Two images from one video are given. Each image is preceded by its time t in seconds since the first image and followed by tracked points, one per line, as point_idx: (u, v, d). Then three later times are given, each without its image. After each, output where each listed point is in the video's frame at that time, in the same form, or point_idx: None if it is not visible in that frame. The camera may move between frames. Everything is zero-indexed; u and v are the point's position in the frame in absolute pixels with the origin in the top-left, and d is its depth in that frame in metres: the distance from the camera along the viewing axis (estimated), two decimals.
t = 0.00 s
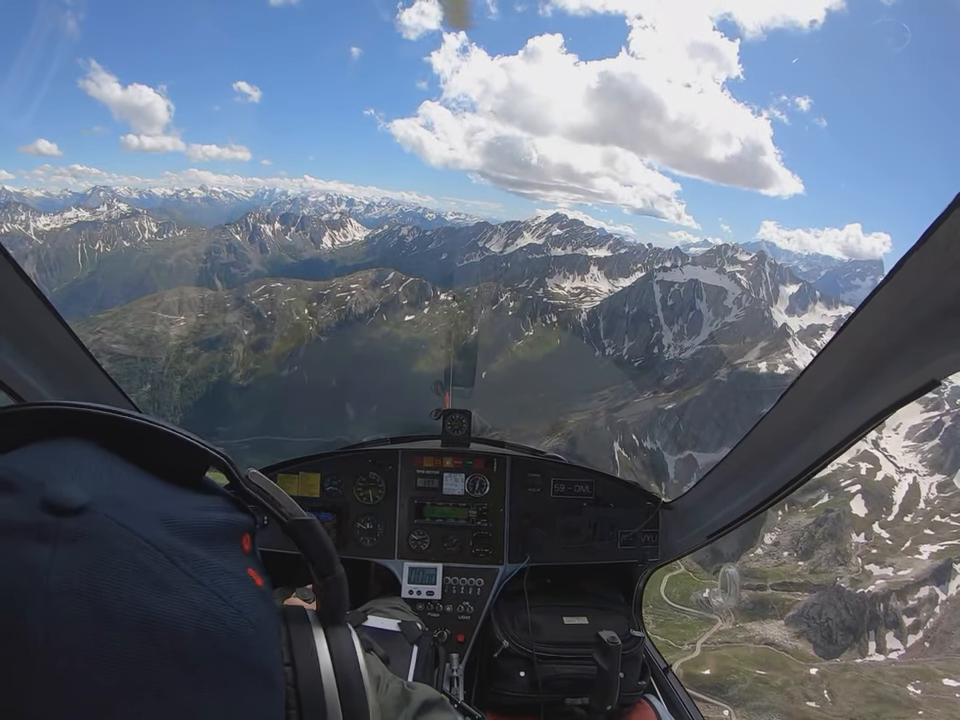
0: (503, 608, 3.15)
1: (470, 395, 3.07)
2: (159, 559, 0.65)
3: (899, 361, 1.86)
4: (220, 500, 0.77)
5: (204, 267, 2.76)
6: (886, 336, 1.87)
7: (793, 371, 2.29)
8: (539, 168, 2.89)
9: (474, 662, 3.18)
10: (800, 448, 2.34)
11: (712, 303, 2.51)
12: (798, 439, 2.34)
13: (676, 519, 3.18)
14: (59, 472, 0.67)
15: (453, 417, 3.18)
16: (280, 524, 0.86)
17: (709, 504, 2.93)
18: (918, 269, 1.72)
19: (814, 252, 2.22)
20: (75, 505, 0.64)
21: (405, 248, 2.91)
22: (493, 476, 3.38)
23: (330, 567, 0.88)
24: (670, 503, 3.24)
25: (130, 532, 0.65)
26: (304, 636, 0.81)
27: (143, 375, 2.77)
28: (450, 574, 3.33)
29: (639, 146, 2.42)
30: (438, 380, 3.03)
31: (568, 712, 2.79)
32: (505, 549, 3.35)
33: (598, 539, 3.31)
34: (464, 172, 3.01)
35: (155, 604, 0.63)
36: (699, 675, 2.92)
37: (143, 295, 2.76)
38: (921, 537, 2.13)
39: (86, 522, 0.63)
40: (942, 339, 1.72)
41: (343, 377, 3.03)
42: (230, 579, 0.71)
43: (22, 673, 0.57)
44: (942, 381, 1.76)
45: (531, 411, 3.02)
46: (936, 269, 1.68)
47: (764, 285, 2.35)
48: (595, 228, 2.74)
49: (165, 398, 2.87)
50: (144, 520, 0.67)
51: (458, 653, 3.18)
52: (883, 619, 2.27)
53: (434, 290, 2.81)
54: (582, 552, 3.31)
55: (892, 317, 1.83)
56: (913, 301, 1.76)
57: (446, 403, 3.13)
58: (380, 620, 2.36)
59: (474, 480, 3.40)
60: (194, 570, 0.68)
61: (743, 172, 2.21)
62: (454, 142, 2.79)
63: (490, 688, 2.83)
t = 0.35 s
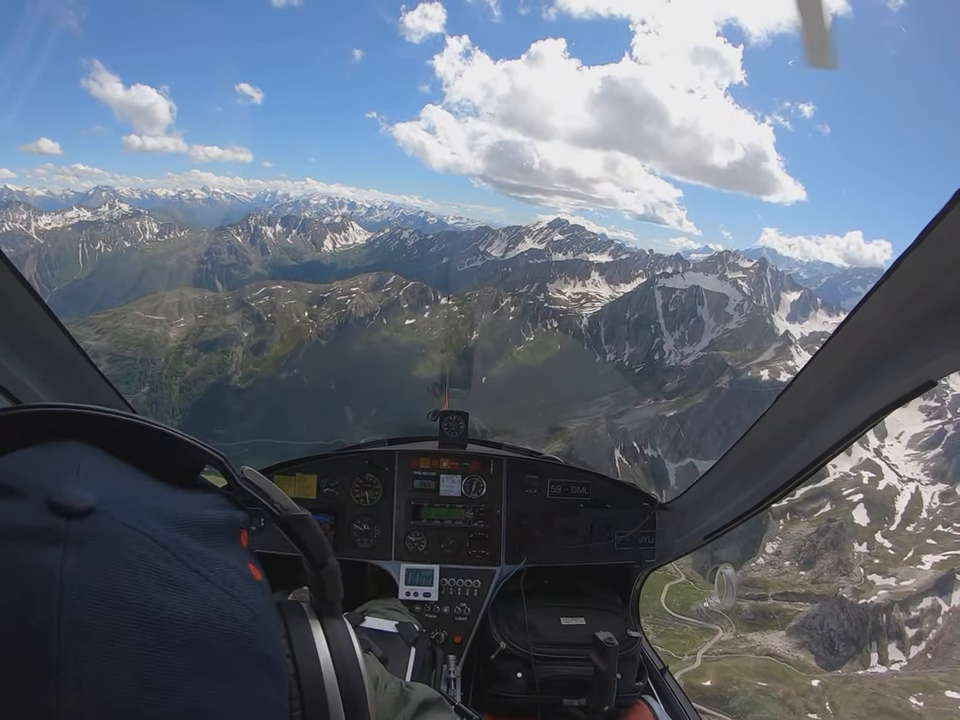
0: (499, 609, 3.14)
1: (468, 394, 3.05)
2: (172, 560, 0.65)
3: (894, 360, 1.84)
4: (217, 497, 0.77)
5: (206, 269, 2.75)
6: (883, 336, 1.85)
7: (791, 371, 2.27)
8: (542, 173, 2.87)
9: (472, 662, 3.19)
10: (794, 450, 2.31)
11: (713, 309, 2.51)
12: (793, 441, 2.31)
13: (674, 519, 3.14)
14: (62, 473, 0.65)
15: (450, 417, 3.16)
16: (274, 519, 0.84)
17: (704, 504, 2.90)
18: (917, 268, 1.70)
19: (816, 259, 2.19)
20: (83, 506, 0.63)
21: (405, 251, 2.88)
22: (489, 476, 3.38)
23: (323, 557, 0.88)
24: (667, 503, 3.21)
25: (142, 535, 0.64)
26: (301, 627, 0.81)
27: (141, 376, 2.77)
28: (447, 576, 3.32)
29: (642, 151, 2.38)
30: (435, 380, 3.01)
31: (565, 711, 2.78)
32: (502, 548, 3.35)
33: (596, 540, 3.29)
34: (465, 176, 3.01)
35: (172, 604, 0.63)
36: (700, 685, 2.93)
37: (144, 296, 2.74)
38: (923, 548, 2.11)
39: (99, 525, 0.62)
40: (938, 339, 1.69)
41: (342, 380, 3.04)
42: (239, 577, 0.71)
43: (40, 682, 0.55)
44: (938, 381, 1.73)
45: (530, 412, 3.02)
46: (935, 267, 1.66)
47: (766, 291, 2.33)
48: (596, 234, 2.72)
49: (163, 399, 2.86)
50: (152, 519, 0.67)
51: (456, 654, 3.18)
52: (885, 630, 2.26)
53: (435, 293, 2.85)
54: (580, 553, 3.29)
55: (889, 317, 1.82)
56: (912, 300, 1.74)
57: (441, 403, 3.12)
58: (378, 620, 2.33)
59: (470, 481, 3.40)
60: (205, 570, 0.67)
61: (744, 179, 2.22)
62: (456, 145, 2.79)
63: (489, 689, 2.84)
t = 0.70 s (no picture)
0: (498, 610, 3.15)
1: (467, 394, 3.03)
2: (196, 580, 0.67)
3: (894, 362, 1.83)
4: (235, 507, 0.76)
5: (207, 270, 2.75)
6: (882, 339, 1.84)
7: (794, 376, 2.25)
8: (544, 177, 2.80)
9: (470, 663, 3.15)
10: (796, 451, 2.30)
11: (717, 316, 2.48)
12: (792, 443, 2.31)
13: (672, 520, 3.13)
14: (84, 488, 0.67)
15: (449, 417, 3.16)
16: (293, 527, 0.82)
17: (704, 507, 2.89)
18: (917, 271, 1.69)
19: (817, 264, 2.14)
20: (105, 524, 0.64)
21: (406, 255, 2.84)
22: (488, 477, 3.38)
23: (344, 569, 0.85)
24: (665, 505, 3.20)
25: (166, 554, 0.66)
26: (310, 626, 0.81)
27: (141, 375, 2.77)
28: (445, 577, 3.30)
29: (645, 157, 2.38)
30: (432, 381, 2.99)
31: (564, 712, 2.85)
32: (501, 549, 3.33)
33: (595, 541, 3.28)
34: (468, 179, 2.98)
35: (195, 625, 0.65)
36: (703, 698, 2.87)
37: (144, 296, 2.73)
38: (927, 557, 2.10)
39: (121, 544, 0.64)
40: (938, 341, 1.69)
41: (343, 382, 3.04)
42: (260, 592, 0.72)
43: (61, 694, 0.59)
44: (937, 384, 1.73)
45: (531, 416, 3.03)
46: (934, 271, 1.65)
47: (769, 297, 2.30)
48: (597, 236, 2.63)
49: (163, 400, 2.86)
50: (174, 534, 0.68)
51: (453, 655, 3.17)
52: (889, 641, 2.26)
53: (437, 297, 2.84)
54: (578, 554, 3.28)
55: (888, 320, 1.81)
56: (910, 304, 1.73)
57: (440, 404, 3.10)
58: (377, 621, 2.32)
59: (469, 481, 3.39)
60: (228, 587, 0.69)
61: (747, 186, 2.20)
62: (459, 147, 2.80)
63: (487, 689, 2.87)
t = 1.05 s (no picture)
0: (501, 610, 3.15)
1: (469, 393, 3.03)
2: (175, 590, 0.65)
3: (895, 367, 1.83)
4: (247, 519, 0.74)
5: (207, 270, 2.77)
6: (884, 343, 1.83)
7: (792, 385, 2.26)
8: (546, 180, 2.71)
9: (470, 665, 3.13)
10: (797, 453, 2.30)
11: (718, 319, 2.49)
12: (794, 445, 2.30)
13: (675, 522, 3.13)
14: (84, 487, 0.66)
15: (454, 417, 3.18)
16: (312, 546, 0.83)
17: (708, 508, 2.87)
18: (918, 275, 1.67)
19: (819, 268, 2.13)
20: (94, 522, 0.64)
21: (408, 257, 2.81)
22: (490, 477, 3.37)
23: (364, 595, 0.85)
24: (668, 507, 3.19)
25: (148, 560, 0.64)
26: (318, 636, 0.83)
27: (141, 375, 2.74)
28: (449, 577, 3.30)
29: (649, 159, 2.36)
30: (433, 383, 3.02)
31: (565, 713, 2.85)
32: (503, 550, 3.33)
33: (597, 542, 3.27)
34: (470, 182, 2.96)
35: (170, 638, 0.63)
36: (706, 706, 2.87)
37: (144, 296, 2.74)
38: (930, 564, 2.09)
39: (104, 545, 0.63)
40: (940, 345, 1.68)
41: (343, 386, 3.02)
42: (250, 609, 0.69)
43: (30, 688, 0.59)
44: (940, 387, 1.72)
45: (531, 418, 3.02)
46: (935, 275, 1.64)
47: (771, 301, 2.32)
48: (599, 240, 2.66)
49: (162, 400, 2.85)
50: (160, 539, 0.66)
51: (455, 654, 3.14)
52: (893, 648, 2.24)
53: (438, 300, 2.80)
54: (581, 555, 3.27)
55: (889, 323, 1.80)
56: (912, 308, 1.72)
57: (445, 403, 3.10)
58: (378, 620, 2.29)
59: (471, 482, 3.38)
60: (211, 600, 0.67)
61: (749, 189, 2.18)
62: (461, 151, 2.74)
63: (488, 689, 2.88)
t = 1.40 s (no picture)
0: (502, 610, 3.15)
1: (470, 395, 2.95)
2: (182, 601, 0.63)
3: (894, 369, 1.81)
4: (264, 530, 0.72)
5: (207, 269, 2.79)
6: (884, 343, 1.82)
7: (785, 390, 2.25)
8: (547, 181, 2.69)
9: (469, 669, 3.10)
10: (793, 457, 2.28)
11: (719, 323, 2.50)
12: (789, 449, 2.28)
13: (675, 522, 3.10)
14: (96, 491, 0.65)
15: (453, 419, 3.07)
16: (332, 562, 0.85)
17: (705, 509, 2.85)
18: (918, 274, 1.66)
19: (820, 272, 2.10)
20: (103, 528, 0.62)
21: (408, 258, 2.84)
22: (491, 478, 3.33)
23: (381, 611, 0.84)
24: (670, 508, 3.16)
25: (156, 568, 0.62)
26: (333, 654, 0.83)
27: (141, 375, 2.66)
28: (448, 577, 3.28)
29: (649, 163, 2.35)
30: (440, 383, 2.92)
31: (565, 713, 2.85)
32: (502, 550, 3.31)
33: (598, 543, 3.24)
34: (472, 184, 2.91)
35: (174, 649, 0.61)
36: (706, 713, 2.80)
37: (142, 295, 2.73)
38: (933, 569, 2.10)
39: (112, 552, 0.61)
40: (940, 346, 1.67)
41: (342, 388, 2.98)
42: (259, 623, 0.67)
43: (23, 696, 0.57)
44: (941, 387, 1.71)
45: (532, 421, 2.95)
46: (933, 277, 1.63)
47: (772, 305, 2.31)
48: (600, 243, 2.65)
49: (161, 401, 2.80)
50: (171, 547, 0.64)
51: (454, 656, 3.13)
52: (896, 656, 2.22)
53: (438, 301, 2.80)
54: (582, 555, 3.24)
55: (889, 324, 1.79)
56: (912, 308, 1.71)
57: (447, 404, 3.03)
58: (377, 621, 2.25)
59: (472, 482, 3.35)
60: (219, 612, 0.64)
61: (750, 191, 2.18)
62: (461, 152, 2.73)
63: (488, 689, 2.87)
